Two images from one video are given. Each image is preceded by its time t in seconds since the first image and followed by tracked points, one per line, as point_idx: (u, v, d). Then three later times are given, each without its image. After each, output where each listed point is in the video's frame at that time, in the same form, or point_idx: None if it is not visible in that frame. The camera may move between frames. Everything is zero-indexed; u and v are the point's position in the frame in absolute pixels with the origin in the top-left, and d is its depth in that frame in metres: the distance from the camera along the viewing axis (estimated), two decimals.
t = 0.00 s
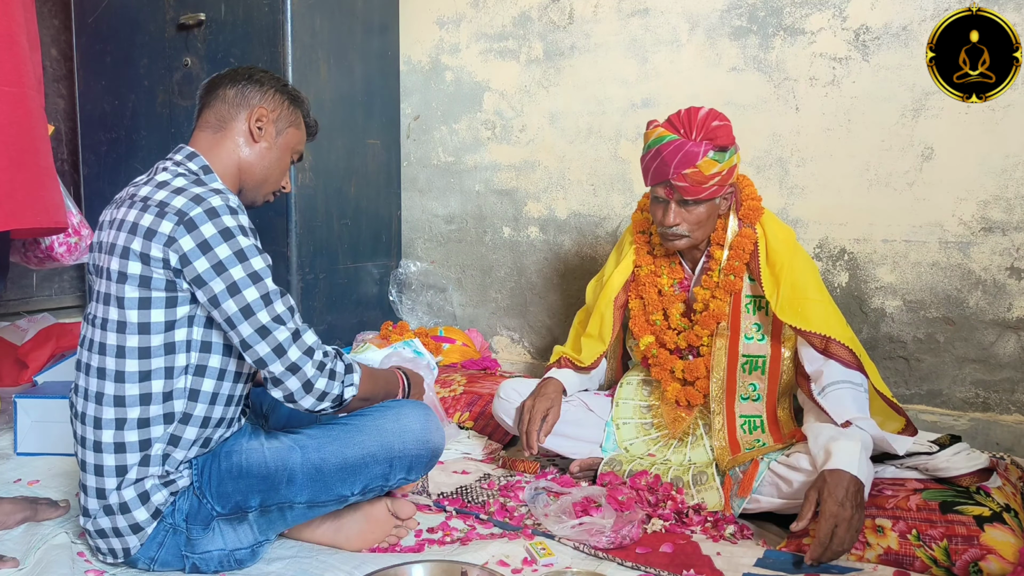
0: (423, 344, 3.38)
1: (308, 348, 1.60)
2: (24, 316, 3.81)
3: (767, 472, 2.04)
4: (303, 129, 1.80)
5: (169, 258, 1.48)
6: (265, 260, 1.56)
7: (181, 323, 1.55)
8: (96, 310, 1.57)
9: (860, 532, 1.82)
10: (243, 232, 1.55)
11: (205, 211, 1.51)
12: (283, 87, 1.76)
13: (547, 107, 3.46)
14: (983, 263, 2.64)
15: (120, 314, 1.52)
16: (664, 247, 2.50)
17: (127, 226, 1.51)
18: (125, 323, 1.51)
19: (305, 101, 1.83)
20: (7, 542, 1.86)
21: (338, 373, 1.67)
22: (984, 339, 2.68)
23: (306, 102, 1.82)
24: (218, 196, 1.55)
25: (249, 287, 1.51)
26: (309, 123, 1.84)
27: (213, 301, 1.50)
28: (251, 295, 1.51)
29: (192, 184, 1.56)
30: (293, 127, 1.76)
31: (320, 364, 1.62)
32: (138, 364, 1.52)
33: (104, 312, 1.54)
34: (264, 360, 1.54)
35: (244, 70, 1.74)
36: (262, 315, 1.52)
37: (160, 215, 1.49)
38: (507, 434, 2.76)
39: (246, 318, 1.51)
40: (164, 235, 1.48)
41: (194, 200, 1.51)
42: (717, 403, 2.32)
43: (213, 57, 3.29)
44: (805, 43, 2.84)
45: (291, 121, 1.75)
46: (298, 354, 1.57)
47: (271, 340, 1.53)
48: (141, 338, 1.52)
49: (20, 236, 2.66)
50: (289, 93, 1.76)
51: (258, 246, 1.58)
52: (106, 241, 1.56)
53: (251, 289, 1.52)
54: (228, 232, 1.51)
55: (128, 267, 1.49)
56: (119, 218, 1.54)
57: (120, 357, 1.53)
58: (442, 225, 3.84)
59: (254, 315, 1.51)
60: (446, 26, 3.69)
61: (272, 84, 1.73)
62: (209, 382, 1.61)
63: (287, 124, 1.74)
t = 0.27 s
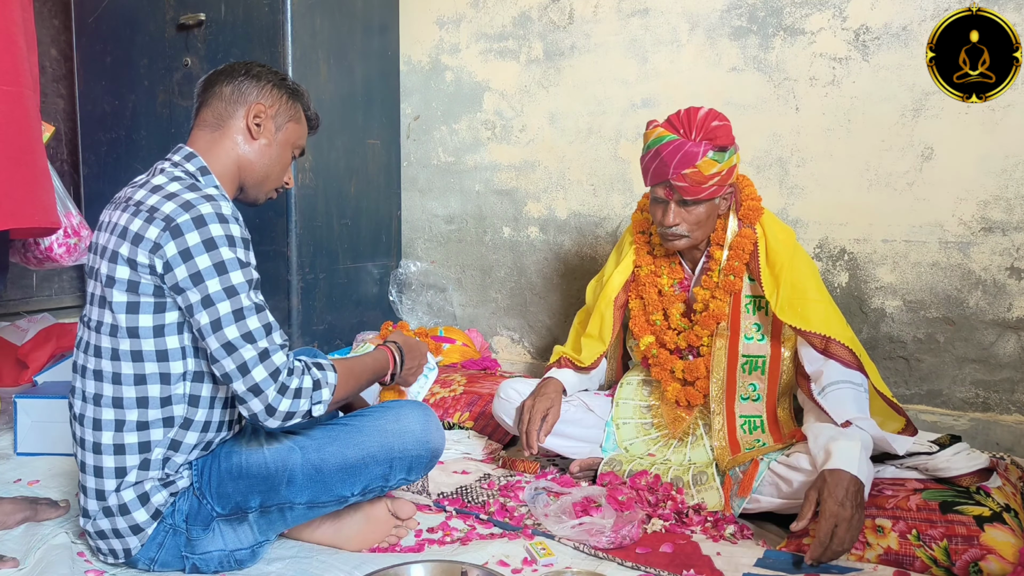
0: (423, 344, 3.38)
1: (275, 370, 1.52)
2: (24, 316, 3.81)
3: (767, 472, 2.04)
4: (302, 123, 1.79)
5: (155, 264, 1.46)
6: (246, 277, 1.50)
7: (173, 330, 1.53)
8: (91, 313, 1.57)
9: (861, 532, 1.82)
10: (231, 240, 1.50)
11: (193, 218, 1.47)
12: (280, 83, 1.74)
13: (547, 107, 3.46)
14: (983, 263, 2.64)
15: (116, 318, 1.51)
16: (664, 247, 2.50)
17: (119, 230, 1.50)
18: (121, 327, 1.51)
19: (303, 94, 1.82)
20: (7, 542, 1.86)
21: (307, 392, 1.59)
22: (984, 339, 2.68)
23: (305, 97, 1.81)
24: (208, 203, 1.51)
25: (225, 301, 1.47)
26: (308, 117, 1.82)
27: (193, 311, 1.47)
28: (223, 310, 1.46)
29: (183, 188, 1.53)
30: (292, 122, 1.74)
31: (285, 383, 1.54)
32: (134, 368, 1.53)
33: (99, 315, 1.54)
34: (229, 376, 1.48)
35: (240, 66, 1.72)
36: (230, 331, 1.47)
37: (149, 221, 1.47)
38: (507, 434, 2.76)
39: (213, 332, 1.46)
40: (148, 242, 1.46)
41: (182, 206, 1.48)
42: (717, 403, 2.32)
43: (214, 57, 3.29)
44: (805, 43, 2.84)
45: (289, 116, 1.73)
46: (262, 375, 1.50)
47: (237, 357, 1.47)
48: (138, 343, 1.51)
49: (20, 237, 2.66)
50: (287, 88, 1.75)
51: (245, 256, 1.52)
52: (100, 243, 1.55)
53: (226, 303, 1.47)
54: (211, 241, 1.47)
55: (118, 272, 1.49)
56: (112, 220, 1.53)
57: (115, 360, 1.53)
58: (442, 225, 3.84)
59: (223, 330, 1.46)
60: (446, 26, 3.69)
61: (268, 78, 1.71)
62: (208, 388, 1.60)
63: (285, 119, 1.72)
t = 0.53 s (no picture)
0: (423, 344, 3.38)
1: (279, 365, 1.51)
2: (24, 316, 3.81)
3: (767, 472, 2.04)
4: (295, 119, 1.78)
5: (146, 268, 1.46)
6: (240, 276, 1.50)
7: (167, 331, 1.53)
8: (85, 315, 1.57)
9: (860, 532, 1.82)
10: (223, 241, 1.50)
11: (182, 220, 1.47)
12: (272, 78, 1.73)
13: (547, 107, 3.46)
14: (983, 263, 2.64)
15: (110, 321, 1.51)
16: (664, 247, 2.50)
17: (111, 234, 1.50)
18: (117, 329, 1.51)
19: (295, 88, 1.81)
20: (7, 542, 1.86)
21: (313, 381, 1.58)
22: (984, 339, 2.68)
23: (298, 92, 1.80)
24: (198, 204, 1.50)
25: (223, 305, 1.46)
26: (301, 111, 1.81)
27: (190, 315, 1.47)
28: (219, 313, 1.46)
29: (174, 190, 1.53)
30: (286, 117, 1.74)
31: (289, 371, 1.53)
32: (131, 369, 1.53)
33: (92, 318, 1.54)
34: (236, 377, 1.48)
35: (231, 62, 1.71)
36: (232, 334, 1.46)
37: (139, 224, 1.47)
38: (507, 434, 2.76)
39: (214, 335, 1.46)
40: (139, 245, 1.46)
41: (172, 207, 1.48)
42: (717, 403, 2.32)
43: (214, 57, 3.29)
44: (805, 43, 2.84)
45: (281, 111, 1.72)
46: (268, 372, 1.49)
47: (241, 358, 1.47)
48: (135, 344, 1.52)
49: (20, 236, 2.66)
50: (279, 83, 1.74)
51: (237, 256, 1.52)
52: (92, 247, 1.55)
53: (225, 307, 1.46)
54: (203, 242, 1.47)
55: (110, 276, 1.49)
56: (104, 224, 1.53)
57: (110, 363, 1.53)
58: (442, 225, 3.84)
59: (223, 332, 1.46)
60: (446, 26, 3.69)
61: (259, 75, 1.71)
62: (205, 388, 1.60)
63: (278, 115, 1.72)
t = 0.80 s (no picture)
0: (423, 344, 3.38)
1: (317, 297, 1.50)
2: (24, 316, 3.81)
3: (767, 472, 2.04)
4: (283, 104, 1.73)
5: (155, 264, 1.48)
6: (252, 239, 1.49)
7: (175, 323, 1.56)
8: (84, 316, 1.58)
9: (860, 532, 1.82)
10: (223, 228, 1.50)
11: (178, 209, 1.47)
12: (254, 65, 1.69)
13: (547, 107, 3.46)
14: (983, 263, 2.64)
15: (110, 320, 1.52)
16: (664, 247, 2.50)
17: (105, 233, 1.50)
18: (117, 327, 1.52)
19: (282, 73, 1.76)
20: (7, 542, 1.86)
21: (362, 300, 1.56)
22: (984, 339, 2.68)
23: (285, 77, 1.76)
24: (190, 190, 1.51)
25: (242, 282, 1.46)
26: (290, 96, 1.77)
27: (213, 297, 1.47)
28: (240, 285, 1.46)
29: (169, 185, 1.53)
30: (271, 104, 1.70)
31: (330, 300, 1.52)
32: (130, 365, 1.54)
33: (91, 317, 1.55)
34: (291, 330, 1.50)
35: (213, 52, 1.69)
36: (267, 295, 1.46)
37: (136, 220, 1.48)
38: (507, 434, 2.76)
39: (255, 296, 1.46)
40: (140, 240, 1.47)
41: (168, 200, 1.48)
42: (717, 403, 2.31)
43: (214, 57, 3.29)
44: (805, 43, 2.84)
45: (265, 98, 1.69)
46: (316, 312, 1.49)
47: (289, 309, 1.48)
48: (135, 341, 1.53)
49: (20, 237, 2.66)
50: (262, 69, 1.70)
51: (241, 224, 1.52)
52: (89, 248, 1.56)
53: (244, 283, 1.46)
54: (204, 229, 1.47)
55: (111, 275, 1.50)
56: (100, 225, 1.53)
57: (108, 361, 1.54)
58: (442, 225, 3.84)
59: (261, 291, 1.46)
60: (446, 26, 3.69)
61: (240, 62, 1.67)
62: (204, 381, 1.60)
63: (262, 104, 1.68)
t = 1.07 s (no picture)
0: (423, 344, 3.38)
1: (307, 288, 1.47)
2: (24, 316, 3.81)
3: (767, 472, 2.04)
4: (266, 97, 1.70)
5: (142, 265, 1.48)
6: (237, 234, 1.49)
7: (167, 325, 1.55)
8: (80, 321, 1.58)
9: (860, 532, 1.82)
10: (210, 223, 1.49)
11: (163, 208, 1.47)
12: (235, 57, 1.66)
13: (547, 107, 3.46)
14: (983, 263, 2.64)
15: (104, 322, 1.53)
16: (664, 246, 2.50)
17: (97, 237, 1.50)
18: (113, 329, 1.52)
19: (266, 62, 1.72)
20: (7, 542, 1.86)
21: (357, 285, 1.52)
22: (984, 339, 2.68)
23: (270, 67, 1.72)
24: (173, 190, 1.51)
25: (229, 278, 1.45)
26: (276, 88, 1.73)
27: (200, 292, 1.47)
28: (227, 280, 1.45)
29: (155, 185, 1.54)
30: (252, 99, 1.67)
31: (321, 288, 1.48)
32: (126, 367, 1.54)
33: (85, 322, 1.56)
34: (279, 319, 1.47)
35: (195, 45, 1.67)
36: (253, 286, 1.45)
37: (123, 223, 1.48)
38: (507, 434, 2.76)
39: (243, 289, 1.45)
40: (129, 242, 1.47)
41: (153, 200, 1.48)
42: (717, 403, 2.31)
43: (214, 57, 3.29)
44: (805, 43, 2.84)
45: (245, 92, 1.65)
46: (305, 300, 1.47)
47: (277, 300, 1.46)
48: (129, 343, 1.53)
49: (19, 237, 2.66)
50: (244, 62, 1.66)
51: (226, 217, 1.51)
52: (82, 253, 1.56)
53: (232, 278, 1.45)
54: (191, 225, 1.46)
55: (103, 280, 1.51)
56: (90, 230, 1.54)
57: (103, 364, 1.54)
58: (442, 225, 3.84)
59: (248, 284, 1.45)
60: (446, 26, 3.69)
61: (219, 56, 1.65)
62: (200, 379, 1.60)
63: (243, 98, 1.65)
